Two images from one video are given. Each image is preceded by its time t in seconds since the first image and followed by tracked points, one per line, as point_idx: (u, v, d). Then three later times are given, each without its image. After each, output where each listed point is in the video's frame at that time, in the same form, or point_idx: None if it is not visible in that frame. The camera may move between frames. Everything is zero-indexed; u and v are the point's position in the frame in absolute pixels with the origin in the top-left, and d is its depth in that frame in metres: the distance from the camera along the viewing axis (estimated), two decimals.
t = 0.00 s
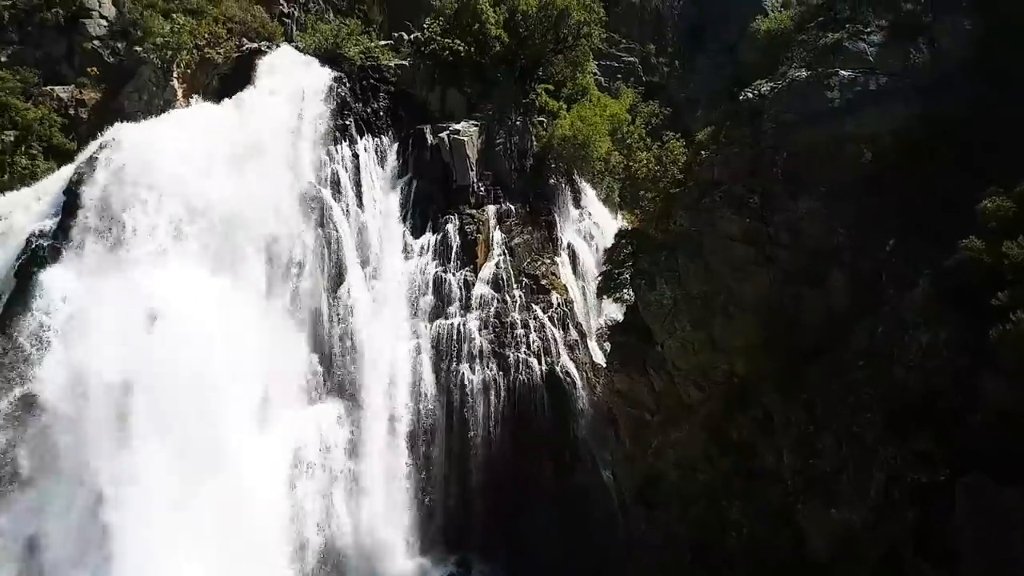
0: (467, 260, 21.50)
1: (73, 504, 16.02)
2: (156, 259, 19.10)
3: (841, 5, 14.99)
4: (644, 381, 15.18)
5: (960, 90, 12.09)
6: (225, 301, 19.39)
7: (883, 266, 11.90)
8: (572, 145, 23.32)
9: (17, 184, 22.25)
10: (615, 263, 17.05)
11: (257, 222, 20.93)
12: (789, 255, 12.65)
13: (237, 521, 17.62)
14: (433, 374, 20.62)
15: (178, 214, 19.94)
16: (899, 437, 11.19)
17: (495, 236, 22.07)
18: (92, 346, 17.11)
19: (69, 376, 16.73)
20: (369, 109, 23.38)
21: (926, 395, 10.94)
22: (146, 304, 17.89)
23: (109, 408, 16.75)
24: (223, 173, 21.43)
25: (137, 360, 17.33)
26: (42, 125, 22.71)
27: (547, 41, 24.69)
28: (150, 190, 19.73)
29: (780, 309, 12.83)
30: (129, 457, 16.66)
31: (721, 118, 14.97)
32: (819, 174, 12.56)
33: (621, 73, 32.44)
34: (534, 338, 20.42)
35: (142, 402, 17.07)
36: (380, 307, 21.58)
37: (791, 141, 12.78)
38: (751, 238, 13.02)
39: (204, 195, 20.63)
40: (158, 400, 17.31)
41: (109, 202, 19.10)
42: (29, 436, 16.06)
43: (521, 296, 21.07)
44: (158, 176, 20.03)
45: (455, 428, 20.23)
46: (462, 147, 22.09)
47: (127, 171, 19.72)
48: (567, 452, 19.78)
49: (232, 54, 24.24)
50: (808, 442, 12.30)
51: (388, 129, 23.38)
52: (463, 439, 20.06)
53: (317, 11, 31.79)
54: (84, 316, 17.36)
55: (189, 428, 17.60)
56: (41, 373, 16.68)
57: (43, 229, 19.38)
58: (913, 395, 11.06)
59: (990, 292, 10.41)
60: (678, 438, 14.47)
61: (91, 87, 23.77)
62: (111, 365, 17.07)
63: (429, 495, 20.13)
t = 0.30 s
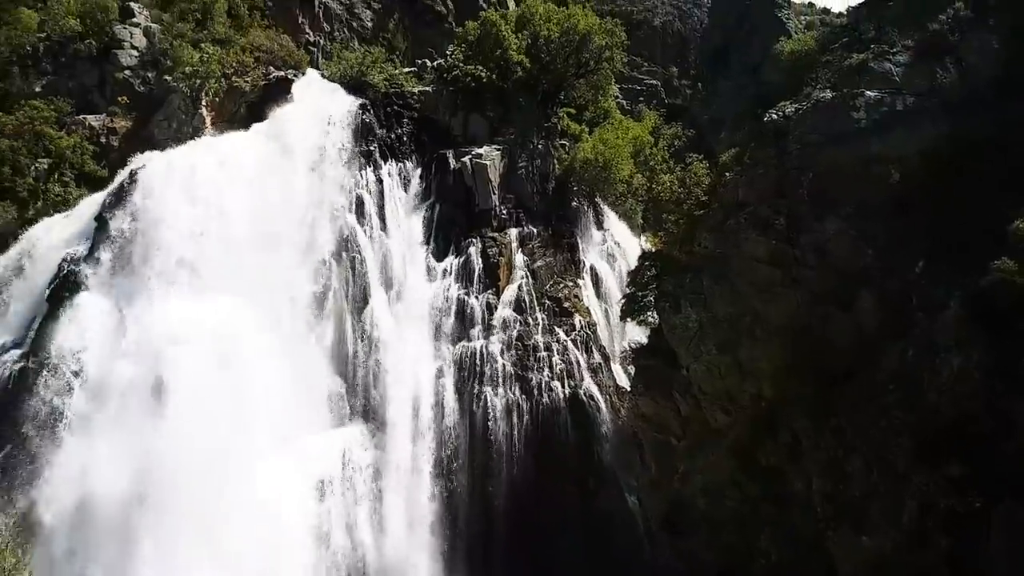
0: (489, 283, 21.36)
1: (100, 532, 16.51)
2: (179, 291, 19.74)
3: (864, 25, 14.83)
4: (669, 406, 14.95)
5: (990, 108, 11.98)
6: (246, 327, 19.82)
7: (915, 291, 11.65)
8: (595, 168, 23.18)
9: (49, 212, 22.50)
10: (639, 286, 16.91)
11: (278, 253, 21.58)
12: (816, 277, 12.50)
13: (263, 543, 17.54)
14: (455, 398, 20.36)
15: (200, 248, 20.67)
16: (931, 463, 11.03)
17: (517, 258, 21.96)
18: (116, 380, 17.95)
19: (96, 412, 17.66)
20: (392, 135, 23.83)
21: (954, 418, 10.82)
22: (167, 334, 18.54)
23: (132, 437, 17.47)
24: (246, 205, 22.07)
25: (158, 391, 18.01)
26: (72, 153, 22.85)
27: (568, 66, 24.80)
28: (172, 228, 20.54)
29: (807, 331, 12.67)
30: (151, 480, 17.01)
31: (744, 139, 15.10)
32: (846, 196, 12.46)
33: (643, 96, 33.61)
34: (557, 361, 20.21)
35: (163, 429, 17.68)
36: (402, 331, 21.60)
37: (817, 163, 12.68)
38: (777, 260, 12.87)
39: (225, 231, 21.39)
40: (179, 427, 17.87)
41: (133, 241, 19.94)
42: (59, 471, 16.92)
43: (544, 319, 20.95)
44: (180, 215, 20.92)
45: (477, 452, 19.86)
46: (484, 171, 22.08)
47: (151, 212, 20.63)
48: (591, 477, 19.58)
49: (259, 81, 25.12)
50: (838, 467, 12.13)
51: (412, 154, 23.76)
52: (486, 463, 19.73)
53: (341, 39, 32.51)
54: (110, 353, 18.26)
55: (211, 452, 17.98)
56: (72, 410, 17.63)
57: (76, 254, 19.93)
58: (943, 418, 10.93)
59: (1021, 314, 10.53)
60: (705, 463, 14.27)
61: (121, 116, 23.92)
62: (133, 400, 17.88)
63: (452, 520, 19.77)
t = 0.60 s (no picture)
0: (515, 298, 21.29)
1: (124, 536, 15.97)
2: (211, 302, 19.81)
3: (898, 39, 14.81)
4: (698, 422, 14.98)
5: None
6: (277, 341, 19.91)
7: (946, 303, 11.33)
8: (622, 183, 23.35)
9: (84, 230, 22.60)
10: (666, 302, 16.87)
11: (307, 264, 21.62)
12: (845, 292, 12.36)
13: (290, 552, 16.96)
14: (481, 415, 20.23)
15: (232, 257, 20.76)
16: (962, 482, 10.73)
17: (543, 273, 21.96)
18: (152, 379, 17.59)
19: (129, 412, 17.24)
20: (420, 152, 24.17)
21: (991, 433, 10.49)
22: (199, 339, 18.51)
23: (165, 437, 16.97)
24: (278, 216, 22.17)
25: (191, 391, 17.76)
26: (107, 172, 23.02)
27: (594, 81, 24.90)
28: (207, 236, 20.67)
29: (839, 348, 12.46)
30: (181, 483, 16.60)
31: (772, 152, 15.17)
32: (878, 210, 12.22)
33: (671, 110, 35.17)
34: (583, 377, 20.11)
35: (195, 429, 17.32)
36: (428, 346, 21.59)
37: (853, 176, 12.49)
38: (806, 275, 12.84)
39: (257, 242, 21.47)
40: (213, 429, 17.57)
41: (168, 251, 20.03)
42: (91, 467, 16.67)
43: (570, 335, 20.85)
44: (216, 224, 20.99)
45: (504, 469, 19.79)
46: (510, 187, 22.14)
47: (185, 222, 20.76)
48: (618, 494, 19.42)
49: (288, 101, 25.82)
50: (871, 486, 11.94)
51: (438, 171, 24.06)
52: (512, 479, 19.62)
53: (371, 59, 33.34)
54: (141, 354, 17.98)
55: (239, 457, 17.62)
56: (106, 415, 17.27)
57: (106, 271, 19.85)
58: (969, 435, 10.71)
59: None
60: (733, 481, 14.14)
61: (154, 135, 24.02)
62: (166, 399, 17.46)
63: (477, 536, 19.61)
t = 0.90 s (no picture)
0: (543, 309, 21.32)
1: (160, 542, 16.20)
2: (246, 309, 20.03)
3: (932, 45, 14.62)
4: (731, 435, 14.73)
5: None
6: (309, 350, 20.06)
7: (990, 313, 11.38)
8: (650, 193, 23.43)
9: (122, 242, 23.00)
10: (697, 312, 16.70)
11: (338, 273, 21.71)
12: (882, 302, 12.22)
13: (320, 561, 17.03)
14: (510, 426, 20.16)
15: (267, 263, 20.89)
16: (1008, 497, 10.66)
17: (572, 284, 21.93)
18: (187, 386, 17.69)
19: (166, 414, 17.28)
20: (448, 164, 24.12)
21: None
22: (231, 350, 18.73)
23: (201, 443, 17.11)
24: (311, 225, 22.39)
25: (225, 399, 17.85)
26: (144, 185, 23.46)
27: (624, 91, 24.84)
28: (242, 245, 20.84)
29: (875, 359, 12.38)
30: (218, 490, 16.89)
31: (806, 161, 14.98)
32: (915, 219, 12.08)
33: (701, 119, 34.84)
34: (613, 389, 19.97)
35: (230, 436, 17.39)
36: (458, 357, 21.65)
37: (887, 185, 12.29)
38: (841, 284, 12.61)
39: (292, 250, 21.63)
40: (248, 435, 17.62)
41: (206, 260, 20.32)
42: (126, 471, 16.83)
43: (599, 345, 20.77)
44: (249, 234, 21.17)
45: (534, 481, 19.76)
46: (538, 198, 22.16)
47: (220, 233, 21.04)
48: (649, 506, 19.32)
49: (321, 114, 26.45)
50: (914, 501, 11.55)
51: (467, 181, 23.91)
52: (542, 492, 19.66)
53: (401, 72, 33.72)
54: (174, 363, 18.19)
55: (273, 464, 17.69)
56: (143, 418, 17.35)
57: (145, 284, 20.42)
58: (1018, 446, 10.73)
59: None
60: (768, 495, 13.87)
61: (190, 149, 24.47)
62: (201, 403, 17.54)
63: (507, 549, 19.59)
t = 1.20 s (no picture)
0: (569, 320, 21.26)
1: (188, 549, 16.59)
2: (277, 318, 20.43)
3: (962, 53, 14.53)
4: (762, 448, 14.57)
5: None
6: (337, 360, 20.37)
7: None
8: (677, 204, 23.45)
9: (151, 255, 23.45)
10: (726, 323, 16.63)
11: (364, 286, 22.07)
12: (914, 313, 12.19)
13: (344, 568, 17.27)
14: (537, 439, 20.11)
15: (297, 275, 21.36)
16: None
17: (597, 295, 21.86)
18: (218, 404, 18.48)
19: (195, 427, 18.13)
20: (473, 176, 24.25)
21: None
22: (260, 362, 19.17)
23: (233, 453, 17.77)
24: (339, 240, 22.74)
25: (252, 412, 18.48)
26: (175, 202, 24.00)
27: (649, 102, 25.05)
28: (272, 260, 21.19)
29: (907, 371, 12.37)
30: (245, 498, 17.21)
31: (834, 172, 14.88)
32: (946, 229, 12.08)
33: (727, 130, 34.76)
34: (640, 400, 19.93)
35: (255, 448, 17.94)
36: (483, 368, 21.62)
37: (917, 194, 12.19)
38: (872, 295, 12.50)
39: (319, 264, 21.97)
40: (275, 446, 18.07)
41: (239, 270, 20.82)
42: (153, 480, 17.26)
43: (626, 357, 20.77)
44: (279, 248, 21.49)
45: (560, 494, 19.61)
46: (564, 209, 22.24)
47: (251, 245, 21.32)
48: (676, 520, 19.22)
49: (348, 129, 26.53)
50: (948, 514, 11.41)
51: (492, 194, 24.06)
52: (568, 504, 19.46)
53: (427, 86, 34.09)
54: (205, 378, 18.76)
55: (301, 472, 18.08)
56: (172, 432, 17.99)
57: (174, 295, 20.75)
58: None
59: None
60: (801, 508, 13.51)
61: (219, 163, 25.11)
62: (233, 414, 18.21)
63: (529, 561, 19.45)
